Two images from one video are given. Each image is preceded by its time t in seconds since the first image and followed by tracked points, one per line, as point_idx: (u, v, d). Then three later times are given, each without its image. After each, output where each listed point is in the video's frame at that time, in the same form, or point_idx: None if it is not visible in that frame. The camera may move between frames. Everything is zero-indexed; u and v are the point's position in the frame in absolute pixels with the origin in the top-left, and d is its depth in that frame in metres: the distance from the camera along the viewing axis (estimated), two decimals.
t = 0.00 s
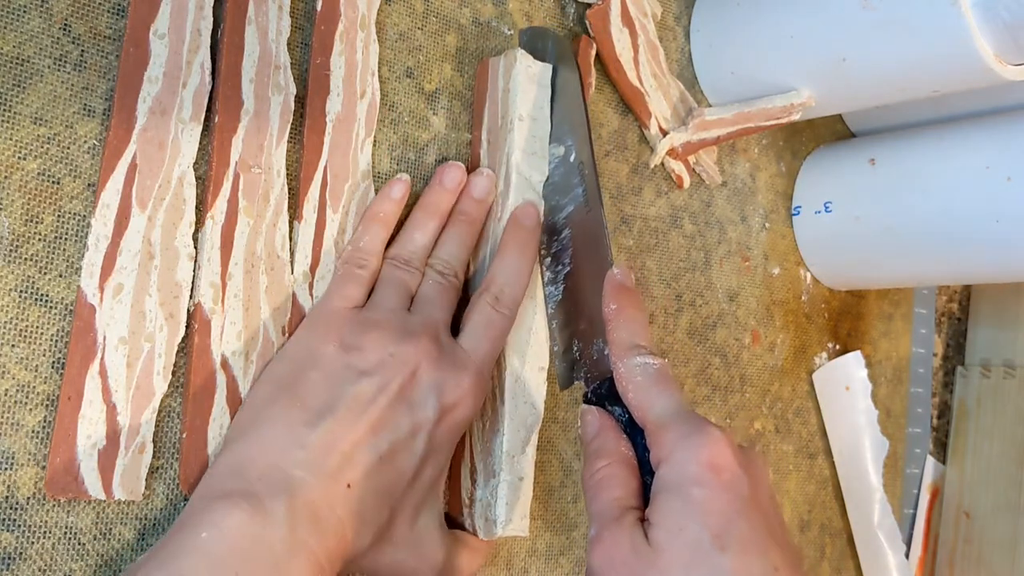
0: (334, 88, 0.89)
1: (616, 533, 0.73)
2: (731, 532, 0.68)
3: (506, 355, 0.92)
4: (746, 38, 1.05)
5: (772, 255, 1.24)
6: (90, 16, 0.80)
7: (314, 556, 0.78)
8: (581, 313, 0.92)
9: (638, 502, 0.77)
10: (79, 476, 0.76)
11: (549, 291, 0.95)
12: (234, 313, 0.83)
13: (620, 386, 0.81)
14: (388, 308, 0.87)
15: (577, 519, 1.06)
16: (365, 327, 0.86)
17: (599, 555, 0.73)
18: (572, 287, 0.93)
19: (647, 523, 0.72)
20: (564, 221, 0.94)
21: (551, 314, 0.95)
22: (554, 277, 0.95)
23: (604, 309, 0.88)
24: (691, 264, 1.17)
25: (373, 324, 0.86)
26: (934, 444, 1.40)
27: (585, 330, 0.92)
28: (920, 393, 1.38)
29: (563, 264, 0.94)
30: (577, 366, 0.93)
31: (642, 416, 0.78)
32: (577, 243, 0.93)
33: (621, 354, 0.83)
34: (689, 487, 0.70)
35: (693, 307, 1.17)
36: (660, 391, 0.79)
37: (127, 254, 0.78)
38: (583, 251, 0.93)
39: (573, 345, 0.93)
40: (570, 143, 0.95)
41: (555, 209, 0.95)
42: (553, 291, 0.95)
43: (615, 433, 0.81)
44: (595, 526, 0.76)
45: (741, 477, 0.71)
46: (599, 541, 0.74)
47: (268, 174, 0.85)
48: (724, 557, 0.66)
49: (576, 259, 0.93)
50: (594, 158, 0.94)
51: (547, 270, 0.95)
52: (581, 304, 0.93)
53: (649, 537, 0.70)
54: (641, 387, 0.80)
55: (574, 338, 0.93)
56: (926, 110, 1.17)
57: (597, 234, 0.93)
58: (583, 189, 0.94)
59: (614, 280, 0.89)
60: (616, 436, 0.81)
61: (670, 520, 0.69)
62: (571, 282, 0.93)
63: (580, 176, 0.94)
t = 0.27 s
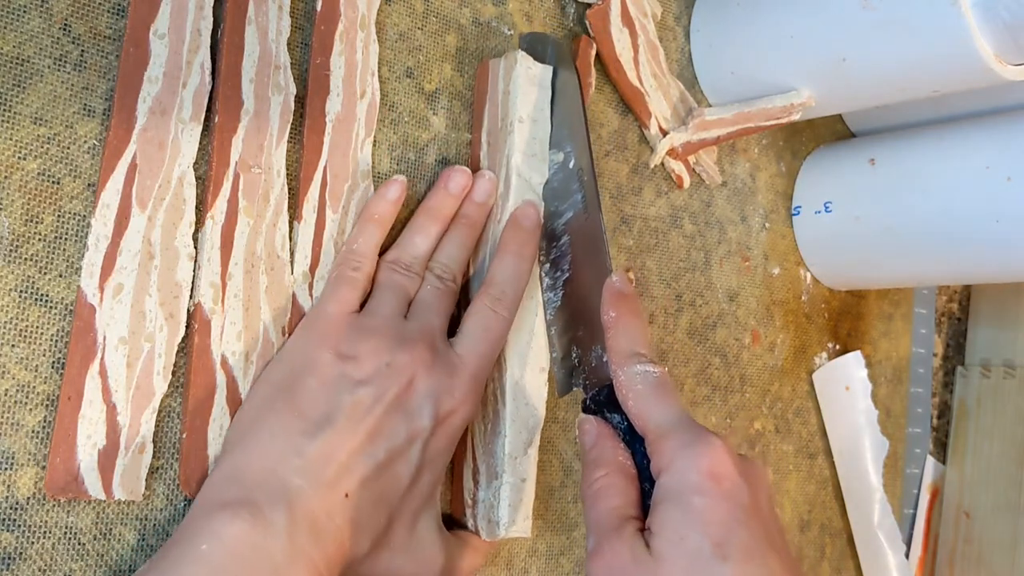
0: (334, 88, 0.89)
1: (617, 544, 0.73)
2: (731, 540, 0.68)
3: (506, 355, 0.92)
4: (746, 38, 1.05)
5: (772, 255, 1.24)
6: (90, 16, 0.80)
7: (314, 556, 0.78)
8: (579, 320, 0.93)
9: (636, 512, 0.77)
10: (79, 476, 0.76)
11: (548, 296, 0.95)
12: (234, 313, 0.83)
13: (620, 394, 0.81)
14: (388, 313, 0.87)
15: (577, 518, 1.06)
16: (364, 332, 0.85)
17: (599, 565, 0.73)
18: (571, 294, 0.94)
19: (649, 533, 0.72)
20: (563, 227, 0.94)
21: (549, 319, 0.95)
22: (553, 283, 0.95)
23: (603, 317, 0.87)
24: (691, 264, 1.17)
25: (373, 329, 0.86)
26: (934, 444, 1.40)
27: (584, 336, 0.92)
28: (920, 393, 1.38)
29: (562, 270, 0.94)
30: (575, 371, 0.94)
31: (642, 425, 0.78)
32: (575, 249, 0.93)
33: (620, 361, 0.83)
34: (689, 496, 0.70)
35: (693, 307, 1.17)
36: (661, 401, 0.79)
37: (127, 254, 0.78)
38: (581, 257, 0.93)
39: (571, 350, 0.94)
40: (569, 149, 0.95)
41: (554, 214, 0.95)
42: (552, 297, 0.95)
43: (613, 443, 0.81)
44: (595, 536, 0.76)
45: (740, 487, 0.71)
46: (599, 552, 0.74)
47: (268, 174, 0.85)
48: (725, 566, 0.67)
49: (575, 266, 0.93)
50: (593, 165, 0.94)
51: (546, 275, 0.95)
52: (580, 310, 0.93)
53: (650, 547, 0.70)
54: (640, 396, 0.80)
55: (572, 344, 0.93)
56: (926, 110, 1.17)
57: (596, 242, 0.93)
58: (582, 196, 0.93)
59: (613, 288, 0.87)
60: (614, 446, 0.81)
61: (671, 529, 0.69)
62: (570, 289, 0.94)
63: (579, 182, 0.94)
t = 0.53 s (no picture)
0: (334, 88, 0.89)
1: (614, 559, 0.73)
2: (730, 556, 0.68)
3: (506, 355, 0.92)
4: (746, 38, 1.05)
5: (772, 255, 1.24)
6: (90, 16, 0.80)
7: (314, 556, 0.78)
8: (578, 332, 0.92)
9: (634, 526, 0.77)
10: (79, 476, 0.76)
11: (547, 308, 0.95)
12: (234, 313, 0.83)
13: (617, 407, 0.81)
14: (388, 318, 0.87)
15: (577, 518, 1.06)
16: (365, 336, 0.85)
17: None
18: (569, 305, 0.93)
19: (646, 550, 0.72)
20: (562, 239, 0.94)
21: (548, 331, 0.94)
22: (552, 294, 0.94)
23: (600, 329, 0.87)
24: (691, 264, 1.17)
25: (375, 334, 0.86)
26: (934, 444, 1.40)
27: (583, 348, 0.92)
28: (920, 393, 1.38)
29: (562, 281, 0.94)
30: (574, 383, 0.93)
31: (639, 437, 0.78)
32: (575, 260, 0.93)
33: (619, 374, 0.83)
34: (688, 511, 0.70)
35: (693, 307, 1.17)
36: (658, 411, 0.78)
37: (127, 254, 0.78)
38: (581, 268, 0.93)
39: (571, 362, 0.93)
40: (568, 160, 0.95)
41: (553, 226, 0.95)
42: (551, 308, 0.94)
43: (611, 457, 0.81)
44: (593, 551, 0.76)
45: (739, 501, 0.72)
46: (597, 568, 0.75)
47: (268, 174, 0.85)
48: None
49: (574, 277, 0.93)
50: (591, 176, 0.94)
51: (546, 286, 0.95)
52: (579, 322, 0.92)
53: (648, 562, 0.71)
54: (638, 409, 0.79)
55: (571, 356, 0.93)
56: (926, 110, 1.17)
57: (594, 253, 0.92)
58: (580, 208, 0.93)
59: (610, 299, 0.88)
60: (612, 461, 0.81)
61: (668, 544, 0.69)
62: (569, 300, 0.93)
63: (577, 195, 0.93)
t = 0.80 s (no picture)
0: (334, 88, 0.89)
1: None
2: None
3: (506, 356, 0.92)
4: (746, 38, 1.05)
5: (772, 255, 1.24)
6: (90, 16, 0.80)
7: (314, 557, 0.78)
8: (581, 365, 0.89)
9: (645, 561, 0.75)
10: (79, 476, 0.76)
11: (550, 339, 0.92)
12: (234, 313, 0.83)
13: (625, 439, 0.78)
14: (389, 321, 0.87)
15: (577, 518, 1.06)
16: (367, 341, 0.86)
17: None
18: (572, 335, 0.91)
19: None
20: (563, 268, 0.92)
21: (552, 363, 0.92)
22: (554, 324, 0.92)
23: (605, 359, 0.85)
24: (691, 264, 1.17)
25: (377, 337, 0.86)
26: (934, 444, 1.40)
27: (587, 378, 0.88)
28: (920, 393, 1.38)
29: (564, 312, 0.92)
30: (580, 416, 0.90)
31: (649, 470, 0.76)
32: (576, 287, 0.91)
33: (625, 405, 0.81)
34: (700, 543, 0.68)
35: (693, 307, 1.17)
36: (668, 444, 0.76)
37: (127, 254, 0.78)
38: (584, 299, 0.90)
39: (576, 394, 0.90)
40: (567, 190, 0.93)
41: (554, 256, 0.93)
42: (554, 339, 0.92)
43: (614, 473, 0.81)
44: None
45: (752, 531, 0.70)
46: None
47: (268, 174, 0.85)
48: None
49: (576, 306, 0.91)
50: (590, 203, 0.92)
51: (549, 318, 0.93)
52: (582, 353, 0.89)
53: None
54: (647, 440, 0.77)
55: (576, 388, 0.90)
56: (927, 110, 1.17)
57: (596, 280, 0.90)
58: (580, 238, 0.91)
59: (614, 329, 0.86)
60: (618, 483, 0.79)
61: None
62: (572, 330, 0.91)
63: (577, 226, 0.92)
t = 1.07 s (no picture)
0: (334, 88, 0.90)
1: None
2: None
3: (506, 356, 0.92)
4: (746, 38, 1.05)
5: (772, 255, 1.24)
6: (90, 16, 0.80)
7: (313, 556, 0.78)
8: (585, 425, 0.89)
9: None
10: (79, 476, 0.76)
11: (553, 397, 0.92)
12: (234, 313, 0.83)
13: (635, 504, 0.76)
14: (390, 321, 0.86)
15: (577, 518, 1.06)
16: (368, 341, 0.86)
17: None
18: (575, 395, 0.90)
19: None
20: (564, 325, 0.91)
21: (556, 419, 0.93)
22: (557, 383, 0.92)
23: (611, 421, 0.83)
24: (691, 264, 1.17)
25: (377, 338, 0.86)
26: (934, 444, 1.40)
27: (592, 440, 0.88)
28: (920, 393, 1.38)
29: (566, 370, 0.91)
30: (586, 475, 0.90)
31: (659, 536, 0.74)
32: (577, 346, 0.90)
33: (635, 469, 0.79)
34: None
35: (693, 307, 1.17)
36: (680, 509, 0.74)
37: (127, 254, 0.78)
38: (587, 360, 0.89)
39: (580, 454, 0.90)
40: (566, 246, 0.93)
41: (554, 312, 0.92)
42: (557, 398, 0.92)
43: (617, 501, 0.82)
44: None
45: None
46: None
47: (268, 174, 0.85)
48: None
49: (578, 365, 0.90)
50: (590, 261, 0.91)
51: (551, 374, 0.92)
52: (587, 412, 0.89)
53: None
54: (657, 506, 0.75)
55: (580, 447, 0.90)
56: (927, 110, 1.17)
57: (597, 339, 0.88)
58: (581, 294, 0.91)
59: (618, 390, 0.84)
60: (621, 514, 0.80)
61: None
62: (575, 389, 0.90)
63: (578, 280, 0.91)
